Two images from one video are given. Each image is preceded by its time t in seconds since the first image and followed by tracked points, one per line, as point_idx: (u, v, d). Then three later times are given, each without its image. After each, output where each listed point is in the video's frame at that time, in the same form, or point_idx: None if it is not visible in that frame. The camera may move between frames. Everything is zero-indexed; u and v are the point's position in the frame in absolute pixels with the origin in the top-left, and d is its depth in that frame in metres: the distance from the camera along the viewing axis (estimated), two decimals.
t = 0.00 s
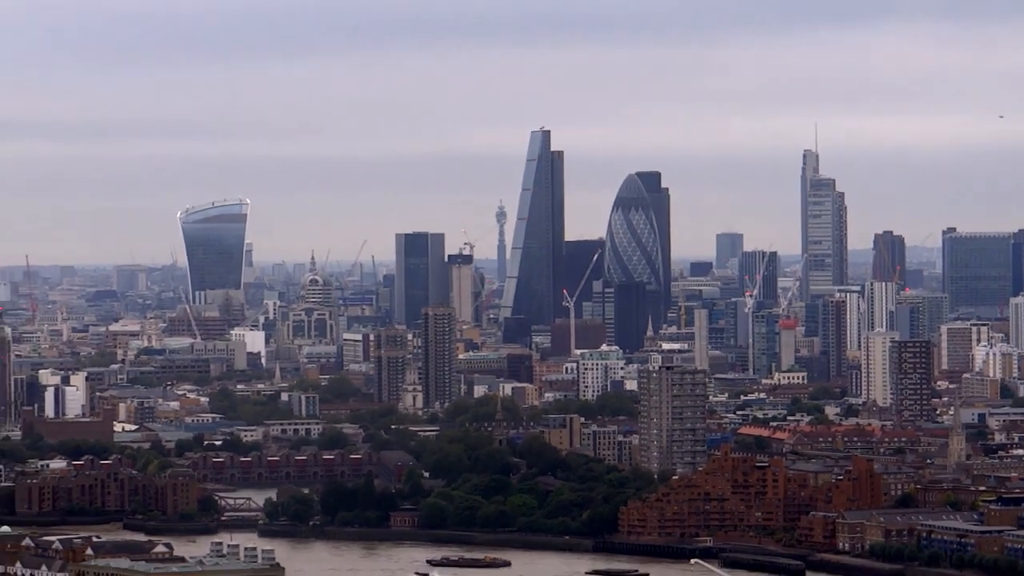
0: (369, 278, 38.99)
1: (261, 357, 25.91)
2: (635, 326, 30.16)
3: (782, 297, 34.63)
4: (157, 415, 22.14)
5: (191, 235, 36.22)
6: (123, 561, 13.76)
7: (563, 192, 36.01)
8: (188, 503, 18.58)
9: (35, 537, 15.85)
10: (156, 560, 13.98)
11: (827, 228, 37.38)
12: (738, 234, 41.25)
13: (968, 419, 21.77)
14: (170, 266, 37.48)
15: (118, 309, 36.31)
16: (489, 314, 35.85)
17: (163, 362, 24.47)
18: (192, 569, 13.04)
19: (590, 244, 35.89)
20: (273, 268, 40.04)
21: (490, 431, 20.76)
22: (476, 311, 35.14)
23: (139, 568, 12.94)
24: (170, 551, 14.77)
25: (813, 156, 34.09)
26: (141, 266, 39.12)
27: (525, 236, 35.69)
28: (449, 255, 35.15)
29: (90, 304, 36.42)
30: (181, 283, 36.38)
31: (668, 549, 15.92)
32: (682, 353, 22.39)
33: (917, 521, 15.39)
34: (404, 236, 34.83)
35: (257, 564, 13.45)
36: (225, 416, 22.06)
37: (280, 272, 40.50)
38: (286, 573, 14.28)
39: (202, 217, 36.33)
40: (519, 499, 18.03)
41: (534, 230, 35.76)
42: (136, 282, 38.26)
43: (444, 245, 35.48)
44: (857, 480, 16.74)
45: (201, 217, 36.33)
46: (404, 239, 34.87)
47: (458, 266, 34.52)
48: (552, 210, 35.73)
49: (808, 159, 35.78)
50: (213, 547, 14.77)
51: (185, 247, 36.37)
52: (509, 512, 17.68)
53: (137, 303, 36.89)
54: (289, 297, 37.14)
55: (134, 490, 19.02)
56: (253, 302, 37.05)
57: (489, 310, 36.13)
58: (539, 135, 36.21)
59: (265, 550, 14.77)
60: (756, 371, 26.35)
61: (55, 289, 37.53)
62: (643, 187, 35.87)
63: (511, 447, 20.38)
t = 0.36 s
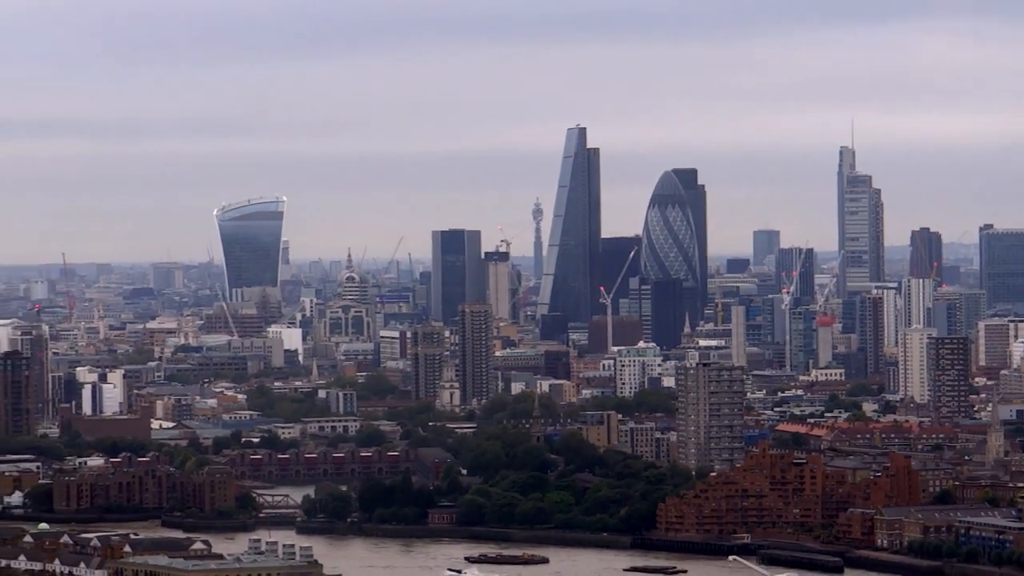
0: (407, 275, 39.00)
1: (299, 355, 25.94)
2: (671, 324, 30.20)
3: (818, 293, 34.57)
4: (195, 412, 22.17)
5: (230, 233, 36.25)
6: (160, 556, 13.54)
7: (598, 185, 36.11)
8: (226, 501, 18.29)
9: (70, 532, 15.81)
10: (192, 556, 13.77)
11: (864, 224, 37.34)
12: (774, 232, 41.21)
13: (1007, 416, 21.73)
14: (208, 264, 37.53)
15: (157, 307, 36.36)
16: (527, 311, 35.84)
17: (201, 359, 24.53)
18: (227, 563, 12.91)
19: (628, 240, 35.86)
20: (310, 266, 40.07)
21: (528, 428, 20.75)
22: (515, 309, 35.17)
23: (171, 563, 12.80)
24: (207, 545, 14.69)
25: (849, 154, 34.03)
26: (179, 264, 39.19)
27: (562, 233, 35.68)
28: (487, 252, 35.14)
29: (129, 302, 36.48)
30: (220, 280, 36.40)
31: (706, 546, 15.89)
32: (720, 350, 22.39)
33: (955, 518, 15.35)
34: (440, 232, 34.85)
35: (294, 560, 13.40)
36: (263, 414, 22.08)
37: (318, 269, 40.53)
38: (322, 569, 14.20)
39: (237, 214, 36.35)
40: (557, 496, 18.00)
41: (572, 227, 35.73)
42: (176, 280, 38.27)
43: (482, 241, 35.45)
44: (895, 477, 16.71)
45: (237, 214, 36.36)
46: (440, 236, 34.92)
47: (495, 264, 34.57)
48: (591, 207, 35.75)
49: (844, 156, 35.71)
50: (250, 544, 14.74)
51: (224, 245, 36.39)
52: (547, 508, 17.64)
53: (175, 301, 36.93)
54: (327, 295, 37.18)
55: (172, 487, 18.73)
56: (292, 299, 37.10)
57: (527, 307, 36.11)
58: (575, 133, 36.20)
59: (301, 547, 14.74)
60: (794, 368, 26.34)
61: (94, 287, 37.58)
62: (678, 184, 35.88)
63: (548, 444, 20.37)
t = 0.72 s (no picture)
0: (454, 271, 39.00)
1: (347, 352, 25.97)
2: (719, 320, 30.18)
3: (866, 290, 34.51)
4: (244, 409, 22.21)
5: (277, 229, 36.27)
6: (210, 554, 13.48)
7: (648, 186, 36.27)
8: (275, 498, 18.22)
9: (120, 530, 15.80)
10: (241, 553, 13.71)
11: (912, 220, 37.28)
12: (822, 228, 41.15)
13: None
14: (255, 261, 37.56)
15: (205, 304, 36.41)
16: (575, 307, 35.85)
17: (249, 356, 24.57)
18: (277, 561, 12.87)
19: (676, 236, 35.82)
20: (358, 263, 40.10)
21: (577, 426, 20.74)
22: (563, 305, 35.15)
23: (221, 561, 12.76)
24: (256, 543, 14.66)
25: (896, 150, 33.95)
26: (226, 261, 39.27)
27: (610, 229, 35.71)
28: (536, 249, 35.18)
29: (176, 299, 36.53)
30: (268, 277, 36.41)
31: (756, 543, 15.85)
32: (769, 347, 22.37)
33: (1005, 515, 15.31)
34: (488, 230, 34.91)
35: (344, 559, 13.41)
36: (311, 412, 22.09)
37: (366, 266, 40.56)
38: (372, 567, 14.16)
39: (284, 213, 36.27)
40: (607, 494, 17.99)
41: (619, 224, 35.79)
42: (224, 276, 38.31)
43: (530, 238, 35.41)
44: (945, 473, 16.67)
45: (284, 213, 36.27)
46: (488, 233, 34.97)
47: (543, 260, 34.62)
48: (639, 208, 35.90)
49: (892, 153, 35.64)
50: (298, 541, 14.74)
51: (272, 242, 36.43)
52: (597, 506, 17.62)
53: (223, 298, 36.97)
54: (375, 291, 37.22)
55: (221, 484, 18.65)
56: (338, 295, 37.14)
57: (574, 304, 36.09)
58: (624, 131, 36.27)
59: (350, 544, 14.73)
60: (842, 366, 26.31)
61: (142, 283, 37.64)
62: (726, 181, 35.84)
63: (597, 442, 20.36)
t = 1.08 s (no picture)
0: (500, 271, 39.01)
1: (392, 350, 26.00)
2: (766, 317, 30.14)
3: (912, 287, 34.47)
4: (289, 408, 22.25)
5: (322, 229, 36.34)
6: (256, 552, 13.41)
7: (693, 183, 36.43)
8: (320, 495, 17.87)
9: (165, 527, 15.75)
10: (287, 550, 13.63)
11: (958, 219, 37.21)
12: (868, 227, 41.09)
13: None
14: (301, 260, 37.62)
15: (250, 303, 36.45)
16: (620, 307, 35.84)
17: (294, 355, 24.62)
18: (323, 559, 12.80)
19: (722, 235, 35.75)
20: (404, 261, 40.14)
21: (622, 424, 20.72)
22: (609, 304, 35.16)
23: (267, 558, 12.70)
24: (302, 541, 14.59)
25: (942, 148, 33.89)
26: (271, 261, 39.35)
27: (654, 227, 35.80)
28: (581, 248, 35.21)
29: (222, 298, 36.57)
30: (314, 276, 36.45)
31: (801, 541, 15.80)
32: (814, 344, 22.36)
33: None
34: (532, 228, 34.87)
35: (388, 556, 13.36)
36: (357, 410, 22.11)
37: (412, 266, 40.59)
38: (418, 565, 14.11)
39: (329, 211, 36.36)
40: (651, 492, 17.93)
41: (663, 223, 35.86)
42: (269, 276, 38.34)
43: (575, 238, 35.47)
44: (990, 471, 16.64)
45: (329, 211, 36.37)
46: (532, 231, 34.91)
47: (589, 260, 34.67)
48: (684, 206, 36.05)
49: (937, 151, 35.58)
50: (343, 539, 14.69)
51: (316, 241, 36.49)
52: (641, 504, 17.56)
53: (269, 297, 36.99)
54: (421, 290, 37.27)
55: (266, 482, 18.31)
56: (384, 295, 37.18)
57: (620, 303, 36.06)
58: (668, 129, 36.48)
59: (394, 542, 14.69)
60: (888, 364, 26.28)
61: (187, 283, 37.73)
62: (770, 180, 35.90)
63: (642, 439, 20.35)
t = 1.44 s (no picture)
0: (555, 270, 39.00)
1: (447, 350, 26.01)
2: (822, 317, 30.13)
3: (968, 286, 34.36)
4: (344, 407, 22.29)
5: (378, 228, 36.41)
6: (312, 551, 13.35)
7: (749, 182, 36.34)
8: (376, 494, 17.64)
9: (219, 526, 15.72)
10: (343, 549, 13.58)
11: (1014, 217, 37.08)
12: (925, 226, 40.97)
13: None
14: (356, 259, 37.67)
15: (305, 302, 36.49)
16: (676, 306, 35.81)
17: (349, 355, 24.68)
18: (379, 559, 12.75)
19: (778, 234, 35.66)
20: (459, 262, 40.10)
21: (678, 423, 20.70)
22: (664, 303, 35.11)
23: (323, 558, 12.66)
24: (358, 540, 14.53)
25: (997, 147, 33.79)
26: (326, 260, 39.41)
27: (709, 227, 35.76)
28: (636, 248, 35.18)
29: (278, 297, 36.62)
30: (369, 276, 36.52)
31: (857, 540, 15.75)
32: (870, 343, 22.32)
33: None
34: (588, 228, 34.95)
35: (444, 556, 13.32)
36: (412, 409, 22.13)
37: (467, 266, 40.55)
38: (474, 564, 14.07)
39: (384, 211, 36.46)
40: (707, 491, 17.84)
41: (719, 222, 35.82)
42: (324, 275, 38.39)
43: (631, 237, 35.47)
44: None
45: (384, 212, 36.46)
46: (588, 231, 34.99)
47: (643, 257, 34.63)
48: (740, 206, 36.05)
49: (993, 150, 35.45)
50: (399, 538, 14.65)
51: (372, 240, 36.54)
52: (697, 502, 17.47)
53: (324, 296, 37.03)
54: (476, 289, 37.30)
55: (322, 482, 18.07)
56: (439, 293, 37.21)
57: (675, 302, 36.02)
58: (723, 127, 36.33)
59: (450, 540, 14.65)
60: (944, 363, 26.20)
61: (243, 282, 37.83)
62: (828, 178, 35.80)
63: (698, 438, 20.32)
